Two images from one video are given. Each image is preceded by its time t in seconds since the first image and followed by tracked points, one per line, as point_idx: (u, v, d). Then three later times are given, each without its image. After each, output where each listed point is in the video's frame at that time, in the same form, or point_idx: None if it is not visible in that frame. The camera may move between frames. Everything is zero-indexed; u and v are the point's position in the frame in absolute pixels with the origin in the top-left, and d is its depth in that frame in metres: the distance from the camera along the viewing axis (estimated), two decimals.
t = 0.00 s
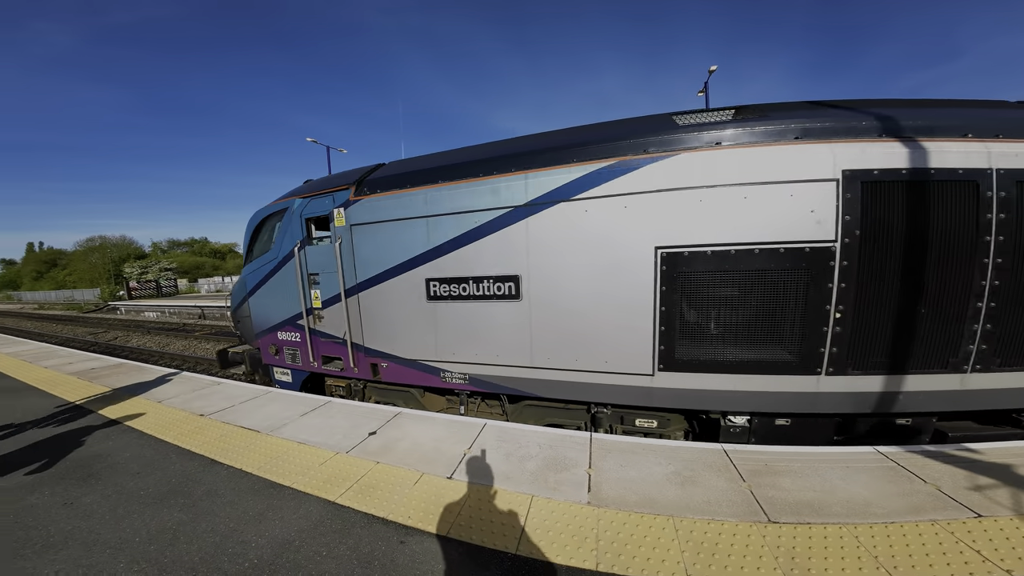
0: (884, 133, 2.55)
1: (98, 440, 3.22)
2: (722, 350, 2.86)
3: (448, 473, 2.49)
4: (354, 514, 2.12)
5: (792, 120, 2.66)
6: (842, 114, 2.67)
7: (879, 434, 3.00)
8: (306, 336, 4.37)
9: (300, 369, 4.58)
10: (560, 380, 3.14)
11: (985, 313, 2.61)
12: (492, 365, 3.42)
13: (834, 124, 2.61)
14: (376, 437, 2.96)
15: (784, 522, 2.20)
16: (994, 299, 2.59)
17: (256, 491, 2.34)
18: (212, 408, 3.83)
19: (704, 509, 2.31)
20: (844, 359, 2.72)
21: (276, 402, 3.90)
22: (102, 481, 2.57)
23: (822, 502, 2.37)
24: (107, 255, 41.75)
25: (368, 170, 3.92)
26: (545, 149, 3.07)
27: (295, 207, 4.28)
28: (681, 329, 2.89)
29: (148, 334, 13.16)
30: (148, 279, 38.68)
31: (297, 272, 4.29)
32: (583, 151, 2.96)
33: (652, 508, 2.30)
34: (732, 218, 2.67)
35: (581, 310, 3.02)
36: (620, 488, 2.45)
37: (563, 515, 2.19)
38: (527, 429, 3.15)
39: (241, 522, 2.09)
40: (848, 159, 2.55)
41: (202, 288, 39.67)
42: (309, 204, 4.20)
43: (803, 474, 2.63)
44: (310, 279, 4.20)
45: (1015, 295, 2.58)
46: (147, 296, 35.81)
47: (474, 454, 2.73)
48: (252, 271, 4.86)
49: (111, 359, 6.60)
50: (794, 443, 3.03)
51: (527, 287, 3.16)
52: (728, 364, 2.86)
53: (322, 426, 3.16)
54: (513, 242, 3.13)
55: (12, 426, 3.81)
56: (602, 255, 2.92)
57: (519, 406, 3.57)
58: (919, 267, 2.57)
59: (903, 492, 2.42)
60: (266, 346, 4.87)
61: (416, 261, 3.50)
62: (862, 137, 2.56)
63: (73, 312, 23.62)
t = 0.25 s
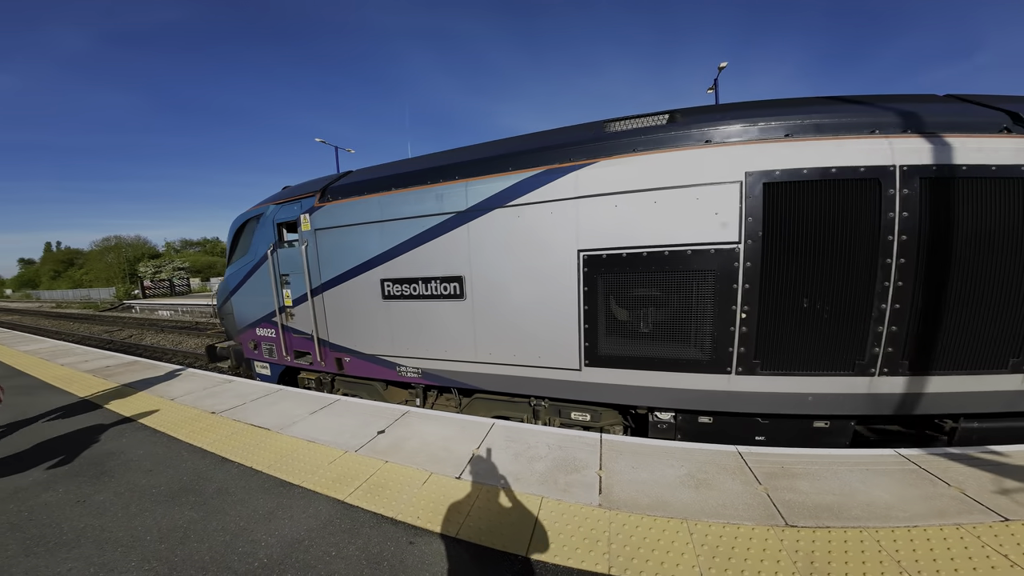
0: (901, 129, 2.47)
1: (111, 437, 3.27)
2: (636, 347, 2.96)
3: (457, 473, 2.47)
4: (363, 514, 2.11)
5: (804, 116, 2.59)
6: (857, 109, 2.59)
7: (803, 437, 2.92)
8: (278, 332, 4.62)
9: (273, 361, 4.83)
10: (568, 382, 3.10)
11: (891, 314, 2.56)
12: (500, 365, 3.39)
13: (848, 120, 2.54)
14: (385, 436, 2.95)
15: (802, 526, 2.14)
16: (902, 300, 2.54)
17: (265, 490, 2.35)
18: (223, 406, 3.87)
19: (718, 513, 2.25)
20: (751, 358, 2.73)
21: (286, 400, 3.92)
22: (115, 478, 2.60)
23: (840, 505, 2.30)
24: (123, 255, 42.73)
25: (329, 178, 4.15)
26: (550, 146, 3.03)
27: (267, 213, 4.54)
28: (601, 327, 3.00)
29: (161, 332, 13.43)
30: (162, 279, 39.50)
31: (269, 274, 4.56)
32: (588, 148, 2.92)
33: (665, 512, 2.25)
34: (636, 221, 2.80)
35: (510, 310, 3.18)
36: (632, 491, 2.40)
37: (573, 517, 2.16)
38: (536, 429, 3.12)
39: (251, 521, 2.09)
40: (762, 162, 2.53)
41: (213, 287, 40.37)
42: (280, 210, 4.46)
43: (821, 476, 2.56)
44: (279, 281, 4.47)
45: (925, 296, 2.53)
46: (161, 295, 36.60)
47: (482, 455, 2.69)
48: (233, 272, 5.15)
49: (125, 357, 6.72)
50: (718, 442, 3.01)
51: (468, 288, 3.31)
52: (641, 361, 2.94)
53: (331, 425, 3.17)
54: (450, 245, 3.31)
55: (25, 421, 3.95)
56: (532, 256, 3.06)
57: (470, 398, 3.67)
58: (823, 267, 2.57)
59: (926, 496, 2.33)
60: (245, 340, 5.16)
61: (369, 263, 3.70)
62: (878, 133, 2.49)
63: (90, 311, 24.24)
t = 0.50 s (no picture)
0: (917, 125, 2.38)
1: (126, 436, 3.34)
2: (559, 345, 3.12)
3: (463, 475, 2.46)
4: (370, 516, 2.11)
5: (813, 112, 2.52)
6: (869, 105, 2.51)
7: (721, 437, 3.02)
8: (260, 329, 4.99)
9: (256, 356, 5.17)
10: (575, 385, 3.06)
11: (790, 317, 2.59)
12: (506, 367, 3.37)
13: (860, 116, 2.45)
14: (392, 437, 2.96)
15: (819, 535, 2.07)
16: (799, 304, 2.56)
17: (274, 490, 2.37)
18: (234, 405, 3.93)
19: (731, 521, 2.20)
20: (662, 358, 2.84)
21: (295, 399, 3.97)
22: (129, 478, 2.65)
23: (859, 512, 2.22)
24: (141, 254, 43.95)
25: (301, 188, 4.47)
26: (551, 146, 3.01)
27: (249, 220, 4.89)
28: (534, 328, 3.17)
29: (176, 332, 13.76)
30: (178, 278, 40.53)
31: (250, 276, 4.92)
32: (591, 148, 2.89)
33: (676, 520, 2.20)
34: (552, 228, 2.99)
35: (451, 311, 3.42)
36: (641, 497, 2.36)
37: (582, 523, 2.13)
38: (543, 432, 3.09)
39: (260, 522, 2.11)
40: (678, 167, 2.61)
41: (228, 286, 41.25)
42: (259, 218, 4.79)
43: (839, 483, 2.48)
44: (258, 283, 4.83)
45: (820, 299, 2.55)
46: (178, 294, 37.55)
47: (489, 458, 2.67)
48: (220, 274, 5.53)
49: (141, 357, 6.88)
50: (642, 437, 3.16)
51: (419, 290, 3.54)
52: (560, 359, 3.11)
53: (339, 425, 3.19)
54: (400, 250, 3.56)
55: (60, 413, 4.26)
56: (469, 262, 3.28)
57: (428, 392, 3.93)
58: (719, 271, 2.65)
59: (951, 504, 2.24)
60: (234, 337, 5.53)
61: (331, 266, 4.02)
62: (891, 130, 2.41)
63: (110, 310, 25.00)
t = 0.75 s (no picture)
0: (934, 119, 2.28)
1: (145, 433, 3.46)
2: (496, 341, 3.41)
3: (468, 478, 2.46)
4: (374, 517, 2.13)
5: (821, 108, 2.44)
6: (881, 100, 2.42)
7: (644, 433, 3.12)
8: (249, 325, 5.60)
9: (249, 351, 5.74)
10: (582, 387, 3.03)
11: (690, 319, 2.68)
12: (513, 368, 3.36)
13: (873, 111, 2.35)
14: (399, 437, 2.98)
15: (837, 547, 2.00)
16: (699, 305, 2.66)
17: (282, 489, 2.41)
18: (249, 403, 4.03)
19: (744, 531, 2.13)
20: (583, 354, 3.05)
21: (307, 398, 4.05)
22: (144, 474, 2.74)
23: (880, 524, 2.13)
24: (166, 254, 45.66)
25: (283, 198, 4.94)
26: (549, 146, 3.02)
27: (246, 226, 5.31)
28: (478, 327, 3.45)
29: (198, 330, 14.24)
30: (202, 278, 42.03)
31: (241, 277, 5.46)
32: (590, 147, 2.87)
33: (686, 529, 2.14)
34: (490, 234, 3.23)
35: (406, 309, 3.78)
36: (649, 504, 2.31)
37: (588, 530, 2.09)
38: (550, 435, 3.06)
39: (267, 520, 2.15)
40: (643, 170, 2.64)
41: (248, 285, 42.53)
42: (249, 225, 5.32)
43: (859, 492, 2.37)
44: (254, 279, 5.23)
45: (725, 300, 2.62)
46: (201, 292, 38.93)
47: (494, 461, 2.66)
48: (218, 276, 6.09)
49: (163, 355, 7.14)
50: (573, 430, 3.33)
51: (377, 290, 3.90)
52: (497, 353, 3.38)
53: (348, 424, 3.23)
54: (362, 253, 3.94)
55: (82, 405, 4.65)
56: (417, 265, 3.63)
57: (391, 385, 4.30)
58: (621, 274, 2.85)
59: (981, 516, 2.12)
60: (230, 334, 6.14)
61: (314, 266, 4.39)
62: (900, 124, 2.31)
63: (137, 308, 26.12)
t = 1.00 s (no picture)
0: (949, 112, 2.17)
1: (166, 430, 3.61)
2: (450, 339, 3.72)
3: (474, 481, 2.45)
4: (380, 518, 2.15)
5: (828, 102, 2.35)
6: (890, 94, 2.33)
7: (580, 428, 3.31)
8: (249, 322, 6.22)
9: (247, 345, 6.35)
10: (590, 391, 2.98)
11: (605, 319, 2.90)
12: (520, 369, 3.36)
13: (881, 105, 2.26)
14: (407, 438, 3.01)
15: (861, 564, 1.90)
16: (613, 305, 2.86)
17: (292, 488, 2.47)
18: (266, 401, 4.16)
19: (760, 544, 2.04)
20: (519, 350, 3.32)
21: (321, 397, 4.14)
22: (162, 471, 2.85)
23: (908, 538, 2.02)
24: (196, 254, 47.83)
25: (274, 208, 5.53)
26: (544, 148, 3.07)
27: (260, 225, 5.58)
28: (433, 325, 3.78)
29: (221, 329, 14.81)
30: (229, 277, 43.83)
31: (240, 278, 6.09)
32: (591, 147, 2.85)
33: (699, 540, 2.07)
34: (445, 240, 3.54)
35: (373, 307, 4.20)
36: (660, 513, 2.25)
37: (595, 539, 2.05)
38: (559, 439, 3.02)
39: (276, 519, 2.20)
40: (642, 170, 2.61)
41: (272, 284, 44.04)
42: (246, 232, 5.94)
43: (886, 505, 2.24)
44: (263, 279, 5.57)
45: (638, 300, 2.78)
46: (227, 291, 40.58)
47: (501, 466, 2.64)
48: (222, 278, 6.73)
49: (188, 354, 7.45)
50: (518, 423, 3.57)
51: (349, 291, 4.34)
52: (454, 350, 3.66)
53: (358, 424, 3.29)
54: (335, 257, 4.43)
55: (90, 404, 5.07)
56: (381, 268, 4.03)
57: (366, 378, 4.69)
58: (552, 276, 3.09)
59: None
60: (235, 334, 6.76)
61: (313, 266, 4.70)
62: (906, 119, 2.21)
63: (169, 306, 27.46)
